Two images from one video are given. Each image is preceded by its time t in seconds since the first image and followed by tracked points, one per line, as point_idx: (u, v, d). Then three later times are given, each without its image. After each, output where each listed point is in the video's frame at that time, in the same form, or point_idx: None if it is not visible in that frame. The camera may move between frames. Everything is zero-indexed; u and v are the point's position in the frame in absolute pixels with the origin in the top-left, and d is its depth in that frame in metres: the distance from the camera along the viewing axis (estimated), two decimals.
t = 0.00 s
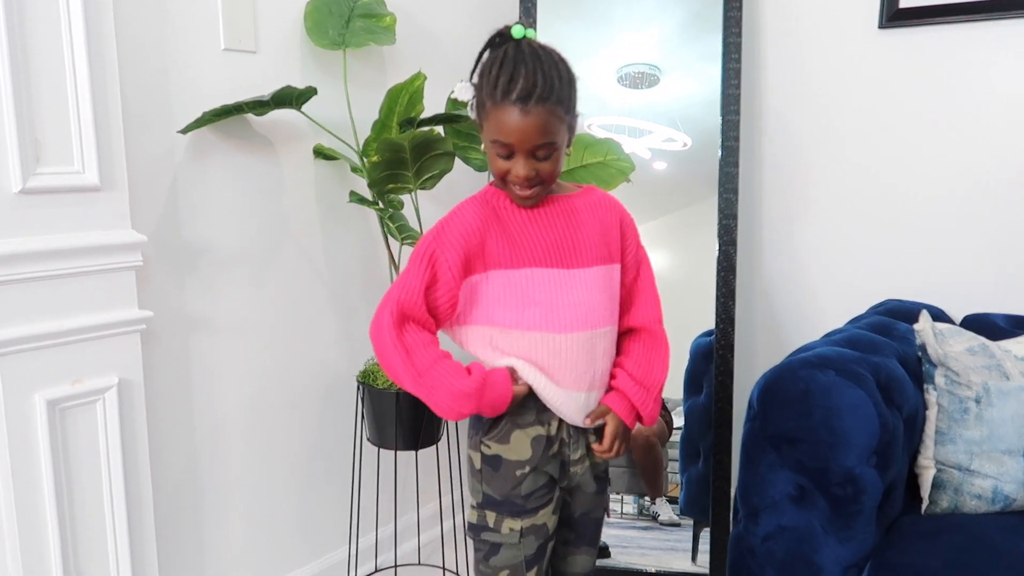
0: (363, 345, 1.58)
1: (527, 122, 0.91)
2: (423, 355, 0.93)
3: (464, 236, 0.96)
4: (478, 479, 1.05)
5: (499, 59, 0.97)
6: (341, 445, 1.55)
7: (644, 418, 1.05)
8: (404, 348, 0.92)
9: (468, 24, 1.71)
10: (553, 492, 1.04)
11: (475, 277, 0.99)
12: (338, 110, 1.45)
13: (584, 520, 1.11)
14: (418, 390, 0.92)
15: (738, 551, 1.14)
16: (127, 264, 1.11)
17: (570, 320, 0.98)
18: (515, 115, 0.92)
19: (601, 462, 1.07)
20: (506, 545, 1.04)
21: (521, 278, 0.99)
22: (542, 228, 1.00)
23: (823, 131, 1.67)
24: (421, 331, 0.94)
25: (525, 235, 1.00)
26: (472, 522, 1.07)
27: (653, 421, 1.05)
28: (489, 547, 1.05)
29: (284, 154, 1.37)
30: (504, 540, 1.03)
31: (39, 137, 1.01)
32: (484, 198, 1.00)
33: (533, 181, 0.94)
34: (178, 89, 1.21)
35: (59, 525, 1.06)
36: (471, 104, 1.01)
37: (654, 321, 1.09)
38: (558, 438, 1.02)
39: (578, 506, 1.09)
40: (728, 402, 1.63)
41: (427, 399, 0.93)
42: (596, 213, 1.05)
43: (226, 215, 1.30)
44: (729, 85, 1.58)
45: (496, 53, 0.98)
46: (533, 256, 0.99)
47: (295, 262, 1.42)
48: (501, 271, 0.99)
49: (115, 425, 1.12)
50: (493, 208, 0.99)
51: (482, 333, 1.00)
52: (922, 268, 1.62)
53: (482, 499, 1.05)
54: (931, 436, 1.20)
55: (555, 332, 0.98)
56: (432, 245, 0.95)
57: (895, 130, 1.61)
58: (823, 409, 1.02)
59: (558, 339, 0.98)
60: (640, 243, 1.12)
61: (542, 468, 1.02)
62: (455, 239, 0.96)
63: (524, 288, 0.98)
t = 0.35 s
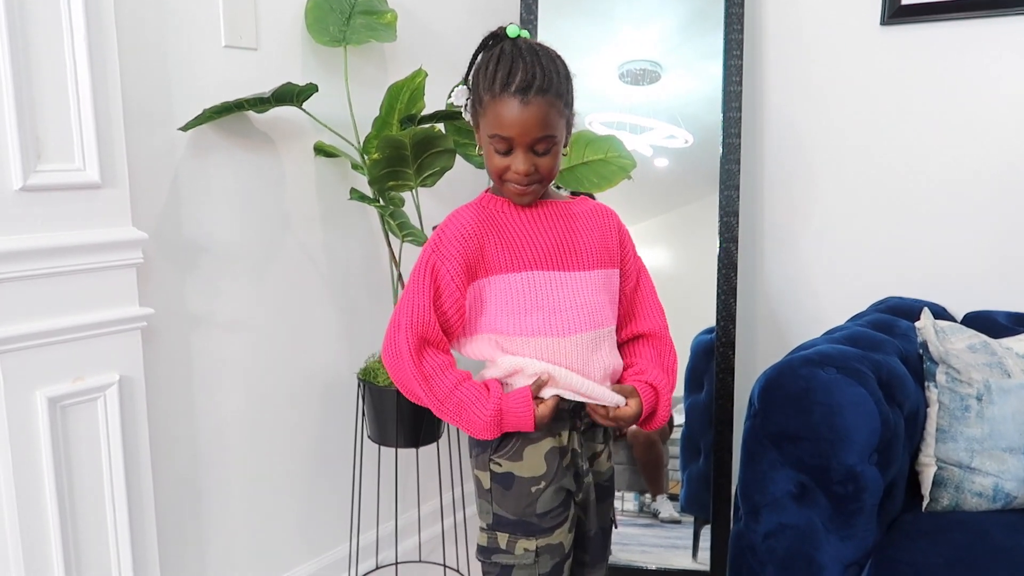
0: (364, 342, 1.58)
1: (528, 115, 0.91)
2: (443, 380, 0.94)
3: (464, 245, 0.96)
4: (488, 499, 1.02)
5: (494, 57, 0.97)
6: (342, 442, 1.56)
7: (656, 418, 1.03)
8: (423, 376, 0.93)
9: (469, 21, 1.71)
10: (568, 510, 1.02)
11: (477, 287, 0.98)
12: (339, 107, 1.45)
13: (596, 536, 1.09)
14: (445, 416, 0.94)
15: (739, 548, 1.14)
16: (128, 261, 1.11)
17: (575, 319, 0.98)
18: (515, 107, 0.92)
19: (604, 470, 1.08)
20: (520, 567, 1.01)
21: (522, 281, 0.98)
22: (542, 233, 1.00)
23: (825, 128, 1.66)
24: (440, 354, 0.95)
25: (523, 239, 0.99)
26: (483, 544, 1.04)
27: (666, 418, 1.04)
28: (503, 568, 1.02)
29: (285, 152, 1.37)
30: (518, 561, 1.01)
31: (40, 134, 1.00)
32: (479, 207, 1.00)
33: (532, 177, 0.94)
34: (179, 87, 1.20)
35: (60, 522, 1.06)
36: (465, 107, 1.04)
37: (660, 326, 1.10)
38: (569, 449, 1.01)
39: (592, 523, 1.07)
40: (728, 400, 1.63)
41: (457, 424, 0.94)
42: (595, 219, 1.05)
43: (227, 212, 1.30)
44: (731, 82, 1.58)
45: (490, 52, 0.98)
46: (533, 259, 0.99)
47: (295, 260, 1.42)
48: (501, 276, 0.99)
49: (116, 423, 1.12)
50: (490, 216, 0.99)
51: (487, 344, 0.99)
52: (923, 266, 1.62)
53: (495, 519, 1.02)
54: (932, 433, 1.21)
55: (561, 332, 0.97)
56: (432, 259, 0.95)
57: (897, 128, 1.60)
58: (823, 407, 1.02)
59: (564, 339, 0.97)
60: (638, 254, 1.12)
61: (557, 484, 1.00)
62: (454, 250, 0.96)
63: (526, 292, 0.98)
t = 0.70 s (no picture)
0: (363, 340, 1.58)
1: (538, 103, 0.92)
2: (465, 373, 0.91)
3: (465, 245, 0.96)
4: (488, 486, 1.03)
5: (496, 53, 0.98)
6: (342, 440, 1.56)
7: (684, 374, 1.01)
8: (444, 375, 0.91)
9: (468, 19, 1.71)
10: (566, 499, 1.02)
11: (484, 284, 0.98)
12: (338, 105, 1.45)
13: (594, 524, 1.09)
14: (469, 409, 0.91)
15: (738, 546, 1.14)
16: (126, 259, 1.11)
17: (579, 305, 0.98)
18: (524, 97, 0.92)
19: (604, 460, 1.07)
20: (518, 555, 1.01)
21: (524, 276, 0.98)
22: (538, 228, 1.01)
23: (824, 127, 1.66)
24: (460, 353, 0.93)
25: (521, 233, 1.00)
26: (481, 531, 1.04)
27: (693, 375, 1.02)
28: (500, 556, 1.03)
29: (284, 149, 1.37)
30: (515, 549, 1.01)
31: (38, 132, 1.00)
32: (474, 206, 1.00)
33: (542, 168, 0.94)
34: (178, 84, 1.20)
35: (59, 520, 1.06)
36: (460, 109, 1.04)
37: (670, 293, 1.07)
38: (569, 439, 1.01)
39: (589, 510, 1.07)
40: (727, 398, 1.64)
41: (482, 415, 0.91)
42: (588, 211, 1.06)
43: (225, 210, 1.29)
44: (730, 81, 1.58)
45: (491, 50, 0.99)
46: (532, 253, 0.99)
47: (294, 257, 1.41)
48: (505, 272, 0.98)
49: (114, 421, 1.11)
50: (487, 213, 1.00)
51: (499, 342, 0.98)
52: (922, 265, 1.62)
53: (493, 506, 1.03)
54: (931, 432, 1.21)
55: (567, 317, 0.97)
56: (435, 263, 0.95)
57: (896, 126, 1.60)
58: (823, 405, 1.02)
59: (570, 324, 0.97)
60: (638, 241, 1.12)
61: (555, 472, 1.00)
62: (457, 251, 0.95)
63: (529, 286, 0.98)
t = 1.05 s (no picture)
0: (362, 338, 1.58)
1: (545, 72, 0.95)
2: (458, 392, 0.95)
3: (475, 240, 0.97)
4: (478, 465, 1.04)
5: (505, 39, 1.02)
6: (341, 438, 1.56)
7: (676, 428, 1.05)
8: (441, 379, 0.96)
9: (467, 17, 1.71)
10: (554, 481, 1.02)
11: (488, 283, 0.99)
12: (338, 104, 1.45)
13: (586, 507, 1.09)
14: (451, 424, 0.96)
15: (737, 543, 1.14)
16: (126, 257, 1.11)
17: (583, 320, 0.99)
18: (531, 67, 0.95)
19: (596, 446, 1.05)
20: (507, 532, 1.02)
21: (529, 277, 0.98)
22: (551, 226, 1.00)
23: (823, 125, 1.66)
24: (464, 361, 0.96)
25: (531, 232, 0.99)
26: (473, 509, 1.05)
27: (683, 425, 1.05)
28: (490, 534, 1.04)
29: (283, 147, 1.37)
30: (503, 526, 1.02)
31: (37, 130, 1.00)
32: (486, 197, 1.01)
33: (554, 138, 0.96)
34: (176, 83, 1.20)
35: (59, 518, 1.06)
36: (478, 104, 1.10)
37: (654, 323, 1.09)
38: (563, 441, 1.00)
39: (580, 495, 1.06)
40: (725, 397, 1.63)
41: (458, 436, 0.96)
42: (602, 214, 1.05)
43: (224, 209, 1.29)
44: (729, 79, 1.57)
45: (501, 37, 1.03)
46: (541, 253, 0.99)
47: (293, 256, 1.42)
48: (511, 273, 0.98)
49: (114, 419, 1.12)
50: (499, 206, 0.99)
51: (498, 346, 1.00)
52: (921, 264, 1.62)
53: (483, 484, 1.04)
54: (929, 431, 1.22)
55: (567, 336, 0.98)
56: (445, 254, 0.97)
57: (895, 124, 1.60)
58: (822, 404, 1.02)
59: (571, 340, 0.98)
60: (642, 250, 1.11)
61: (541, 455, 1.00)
62: (466, 243, 0.97)
63: (533, 290, 0.98)
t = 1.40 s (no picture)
0: (361, 337, 1.58)
1: (557, 73, 0.95)
2: (402, 360, 0.98)
3: (476, 230, 0.96)
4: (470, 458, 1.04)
5: (514, 40, 1.02)
6: (340, 437, 1.56)
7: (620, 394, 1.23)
8: (391, 343, 0.99)
9: (466, 16, 1.71)
10: (545, 473, 1.03)
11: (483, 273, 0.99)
12: (336, 103, 1.45)
13: (578, 500, 1.09)
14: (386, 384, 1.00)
15: (734, 541, 1.14)
16: (124, 257, 1.11)
17: (576, 319, 1.00)
18: (544, 67, 0.95)
19: (586, 441, 1.06)
20: (499, 525, 1.02)
21: (528, 273, 0.98)
22: (556, 223, 1.00)
23: (821, 123, 1.66)
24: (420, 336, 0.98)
25: (534, 228, 0.98)
26: (465, 501, 1.05)
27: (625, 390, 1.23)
28: (481, 526, 1.04)
29: (281, 147, 1.37)
30: (496, 519, 1.02)
31: (34, 131, 1.00)
32: (491, 189, 1.00)
33: (566, 138, 0.96)
34: (173, 82, 1.20)
35: (56, 518, 1.06)
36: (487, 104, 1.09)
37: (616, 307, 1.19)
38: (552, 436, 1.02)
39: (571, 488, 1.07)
40: (723, 395, 1.62)
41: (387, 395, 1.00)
42: (604, 212, 1.05)
43: (222, 208, 1.29)
44: (727, 78, 1.57)
45: (511, 37, 1.03)
46: (543, 250, 0.99)
47: (292, 255, 1.42)
48: (509, 266, 0.98)
49: (113, 418, 1.12)
50: (505, 201, 0.98)
51: (488, 335, 1.00)
52: (919, 262, 1.62)
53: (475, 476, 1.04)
54: (926, 429, 1.22)
55: (562, 330, 0.99)
56: (444, 244, 0.96)
57: (893, 123, 1.61)
58: (818, 402, 1.02)
59: (565, 338, 0.99)
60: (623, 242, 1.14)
61: (532, 448, 1.00)
62: (465, 235, 0.96)
63: (532, 285, 0.98)
